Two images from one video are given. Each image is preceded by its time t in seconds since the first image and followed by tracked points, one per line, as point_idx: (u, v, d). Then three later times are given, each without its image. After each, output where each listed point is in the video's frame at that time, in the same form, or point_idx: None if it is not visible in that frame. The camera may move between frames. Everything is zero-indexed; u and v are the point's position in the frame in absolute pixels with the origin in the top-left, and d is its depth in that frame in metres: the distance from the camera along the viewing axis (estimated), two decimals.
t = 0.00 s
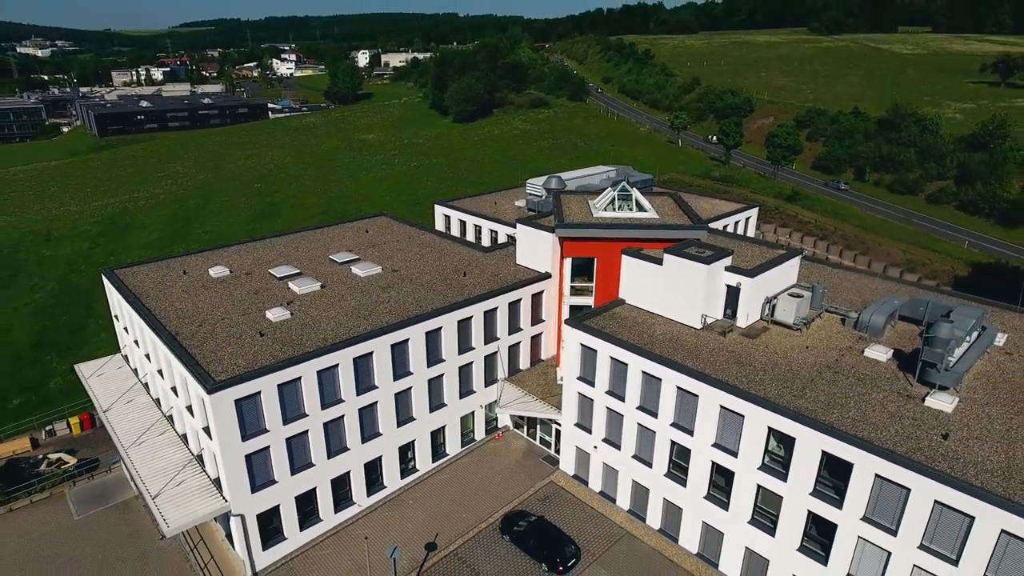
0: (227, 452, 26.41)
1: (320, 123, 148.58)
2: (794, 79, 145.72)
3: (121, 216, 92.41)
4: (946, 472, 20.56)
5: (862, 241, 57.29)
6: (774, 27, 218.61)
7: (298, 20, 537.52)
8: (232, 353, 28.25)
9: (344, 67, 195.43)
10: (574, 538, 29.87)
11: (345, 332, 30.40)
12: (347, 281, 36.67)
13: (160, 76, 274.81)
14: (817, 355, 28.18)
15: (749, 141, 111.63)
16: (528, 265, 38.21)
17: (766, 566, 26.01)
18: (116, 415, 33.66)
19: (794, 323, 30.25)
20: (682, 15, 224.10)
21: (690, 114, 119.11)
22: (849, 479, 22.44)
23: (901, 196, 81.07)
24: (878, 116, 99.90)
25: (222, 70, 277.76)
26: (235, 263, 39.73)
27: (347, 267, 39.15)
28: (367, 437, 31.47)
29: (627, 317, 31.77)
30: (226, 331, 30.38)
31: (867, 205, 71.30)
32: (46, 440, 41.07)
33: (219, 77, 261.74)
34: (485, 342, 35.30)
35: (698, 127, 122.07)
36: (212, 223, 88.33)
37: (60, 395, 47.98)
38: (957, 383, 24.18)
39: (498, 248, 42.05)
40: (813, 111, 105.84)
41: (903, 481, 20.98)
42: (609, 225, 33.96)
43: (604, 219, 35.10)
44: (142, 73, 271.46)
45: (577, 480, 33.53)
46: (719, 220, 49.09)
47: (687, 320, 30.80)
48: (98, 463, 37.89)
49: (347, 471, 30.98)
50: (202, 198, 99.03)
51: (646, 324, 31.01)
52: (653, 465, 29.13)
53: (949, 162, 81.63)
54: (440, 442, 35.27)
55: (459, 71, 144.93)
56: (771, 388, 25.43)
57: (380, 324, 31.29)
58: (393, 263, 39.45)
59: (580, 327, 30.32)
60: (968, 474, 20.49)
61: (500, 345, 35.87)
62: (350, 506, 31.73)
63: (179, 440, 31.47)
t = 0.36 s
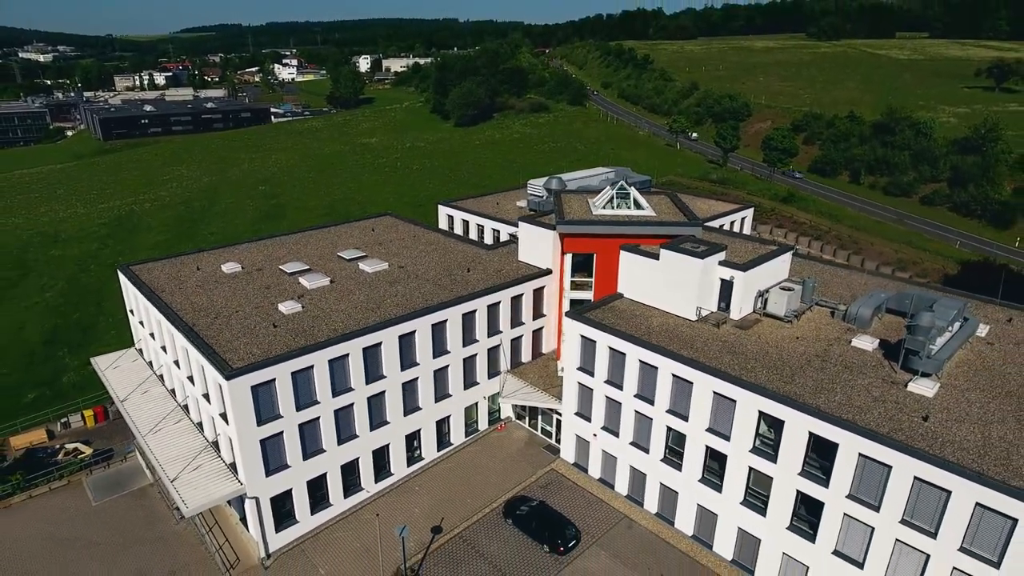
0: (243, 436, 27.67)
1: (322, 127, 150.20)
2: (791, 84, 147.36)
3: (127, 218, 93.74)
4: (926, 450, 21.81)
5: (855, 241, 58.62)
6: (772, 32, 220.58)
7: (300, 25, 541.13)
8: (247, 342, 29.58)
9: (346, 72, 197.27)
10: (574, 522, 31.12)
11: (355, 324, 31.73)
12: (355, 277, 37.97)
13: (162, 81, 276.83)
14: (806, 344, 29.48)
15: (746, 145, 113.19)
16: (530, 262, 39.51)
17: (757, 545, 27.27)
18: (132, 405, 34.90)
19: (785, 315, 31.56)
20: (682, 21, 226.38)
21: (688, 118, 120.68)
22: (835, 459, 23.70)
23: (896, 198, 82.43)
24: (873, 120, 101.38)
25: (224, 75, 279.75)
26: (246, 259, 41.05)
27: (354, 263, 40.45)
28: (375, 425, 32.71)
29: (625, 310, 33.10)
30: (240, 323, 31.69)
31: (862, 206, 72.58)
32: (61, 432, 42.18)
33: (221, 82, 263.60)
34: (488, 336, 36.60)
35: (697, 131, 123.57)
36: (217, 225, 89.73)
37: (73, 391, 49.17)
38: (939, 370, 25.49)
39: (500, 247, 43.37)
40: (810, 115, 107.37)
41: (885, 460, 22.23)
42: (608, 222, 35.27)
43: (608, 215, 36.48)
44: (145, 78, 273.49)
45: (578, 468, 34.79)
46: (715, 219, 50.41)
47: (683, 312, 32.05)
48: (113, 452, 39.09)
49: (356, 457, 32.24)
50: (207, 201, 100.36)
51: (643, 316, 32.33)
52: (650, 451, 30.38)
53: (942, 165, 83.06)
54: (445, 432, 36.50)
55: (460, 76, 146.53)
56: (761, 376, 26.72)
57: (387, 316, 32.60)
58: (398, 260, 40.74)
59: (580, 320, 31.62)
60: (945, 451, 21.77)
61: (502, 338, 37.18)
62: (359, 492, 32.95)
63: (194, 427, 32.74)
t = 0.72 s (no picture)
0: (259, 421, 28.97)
1: (325, 129, 151.76)
2: (789, 86, 148.90)
3: (135, 218, 95.23)
4: (906, 429, 23.12)
5: (849, 240, 59.92)
6: (771, 36, 222.38)
7: (301, 29, 544.00)
8: (262, 332, 30.92)
9: (347, 75, 198.94)
10: (575, 505, 32.42)
11: (364, 315, 33.07)
12: (363, 271, 39.33)
13: (164, 85, 278.62)
14: (797, 334, 30.81)
15: (744, 146, 114.60)
16: (532, 257, 40.80)
17: (750, 525, 28.58)
18: (149, 394, 36.24)
19: (778, 307, 32.92)
20: (681, 24, 228.16)
21: (687, 121, 122.20)
22: (822, 439, 25.00)
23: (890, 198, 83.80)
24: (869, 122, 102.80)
25: (226, 79, 281.57)
26: (257, 255, 42.40)
27: (362, 259, 41.79)
28: (383, 413, 34.00)
29: (623, 302, 34.44)
30: (254, 314, 33.02)
31: (857, 206, 73.90)
32: (77, 423, 43.47)
33: (224, 85, 265.45)
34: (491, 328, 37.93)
35: (696, 132, 125.05)
36: (223, 225, 91.26)
37: (87, 384, 50.51)
38: (921, 356, 26.82)
39: (503, 243, 44.70)
40: (807, 117, 108.81)
41: (868, 438, 23.54)
42: (608, 217, 36.73)
43: (604, 213, 37.86)
44: (148, 81, 275.27)
45: (578, 455, 36.10)
46: (712, 217, 51.70)
47: (679, 304, 33.43)
48: (129, 441, 40.42)
49: (365, 443, 33.54)
50: (212, 201, 101.90)
51: (641, 308, 33.67)
52: (648, 437, 31.68)
53: (936, 166, 84.48)
54: (450, 421, 37.82)
55: (461, 79, 148.10)
56: (753, 362, 28.04)
57: (395, 308, 33.94)
58: (404, 256, 42.11)
59: (580, 311, 32.95)
60: (926, 430, 23.06)
61: (505, 330, 38.50)
62: (367, 477, 34.25)
63: (210, 415, 34.05)
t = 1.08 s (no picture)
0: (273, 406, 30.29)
1: (327, 130, 153.08)
2: (788, 88, 150.36)
3: (141, 217, 96.49)
4: (889, 410, 24.44)
5: (843, 237, 61.28)
6: (770, 38, 223.97)
7: (302, 30, 545.86)
8: (275, 321, 32.26)
9: (349, 76, 200.25)
10: (575, 488, 33.73)
11: (373, 306, 34.40)
12: (370, 265, 40.65)
13: (166, 86, 279.91)
14: (788, 323, 32.16)
15: (742, 147, 115.98)
16: (534, 252, 42.14)
17: (742, 505, 29.92)
18: (164, 382, 37.56)
19: (770, 298, 34.21)
20: (681, 26, 229.67)
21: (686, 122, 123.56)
22: (810, 420, 26.33)
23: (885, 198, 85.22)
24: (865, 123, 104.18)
25: (227, 80, 282.82)
26: (267, 250, 43.69)
27: (368, 254, 43.09)
28: (390, 400, 35.32)
29: (622, 294, 35.79)
30: (267, 305, 34.34)
31: (853, 205, 75.24)
32: (91, 413, 44.78)
33: (225, 87, 266.70)
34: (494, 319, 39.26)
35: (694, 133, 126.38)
36: (228, 224, 92.57)
37: (99, 377, 51.76)
38: (905, 342, 28.15)
39: (505, 238, 46.03)
40: (804, 118, 110.25)
41: (853, 419, 24.85)
42: (608, 213, 38.17)
43: (606, 208, 39.31)
44: (149, 82, 276.37)
45: (578, 441, 37.43)
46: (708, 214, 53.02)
47: (675, 295, 34.72)
48: (143, 430, 41.72)
49: (374, 429, 34.87)
50: (217, 201, 103.24)
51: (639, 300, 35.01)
52: (645, 422, 33.01)
53: (930, 166, 85.98)
54: (454, 409, 39.13)
55: (462, 80, 149.50)
56: (746, 349, 29.36)
57: (402, 299, 35.27)
58: (410, 251, 43.43)
59: (580, 302, 34.29)
60: (907, 410, 24.41)
61: (508, 322, 39.83)
62: (375, 462, 35.57)
63: (224, 401, 35.39)
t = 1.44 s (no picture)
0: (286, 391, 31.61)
1: (329, 131, 154.59)
2: (786, 90, 151.87)
3: (146, 216, 97.82)
4: (873, 392, 25.76)
5: (838, 235, 62.62)
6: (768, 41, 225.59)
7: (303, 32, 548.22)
8: (288, 311, 33.61)
9: (350, 78, 201.81)
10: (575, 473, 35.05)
11: (381, 297, 35.74)
12: (376, 259, 41.99)
13: (167, 88, 281.38)
14: (780, 313, 33.52)
15: (740, 147, 117.38)
16: (535, 247, 43.49)
17: (736, 487, 31.23)
18: (179, 372, 38.89)
19: (764, 290, 35.54)
20: (680, 29, 231.38)
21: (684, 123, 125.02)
22: (799, 404, 27.64)
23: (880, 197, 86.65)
24: (862, 124, 105.51)
25: (229, 82, 284.56)
26: (277, 245, 45.09)
27: (375, 249, 44.44)
28: (397, 389, 36.64)
29: (621, 286, 37.16)
30: (279, 296, 35.68)
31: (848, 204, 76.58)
32: (105, 404, 46.11)
33: (227, 88, 268.17)
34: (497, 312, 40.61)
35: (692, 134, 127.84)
36: (233, 223, 93.87)
37: (112, 370, 53.05)
38: (891, 330, 29.36)
39: (508, 234, 47.38)
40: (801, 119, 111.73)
41: (840, 401, 26.15)
42: (607, 208, 39.55)
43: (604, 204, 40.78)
44: (152, 84, 277.98)
45: (578, 429, 38.76)
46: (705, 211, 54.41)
47: (672, 288, 36.06)
48: (157, 419, 43.04)
49: (381, 416, 36.18)
50: (221, 200, 104.59)
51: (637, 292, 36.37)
52: (642, 409, 34.34)
53: (924, 166, 87.39)
54: (459, 399, 40.46)
55: (463, 82, 150.98)
56: (739, 337, 30.68)
57: (409, 291, 36.60)
58: (415, 246, 44.77)
59: (580, 293, 35.63)
60: (890, 393, 25.72)
61: (511, 314, 41.17)
62: (383, 448, 36.88)
63: (237, 389, 36.73)
